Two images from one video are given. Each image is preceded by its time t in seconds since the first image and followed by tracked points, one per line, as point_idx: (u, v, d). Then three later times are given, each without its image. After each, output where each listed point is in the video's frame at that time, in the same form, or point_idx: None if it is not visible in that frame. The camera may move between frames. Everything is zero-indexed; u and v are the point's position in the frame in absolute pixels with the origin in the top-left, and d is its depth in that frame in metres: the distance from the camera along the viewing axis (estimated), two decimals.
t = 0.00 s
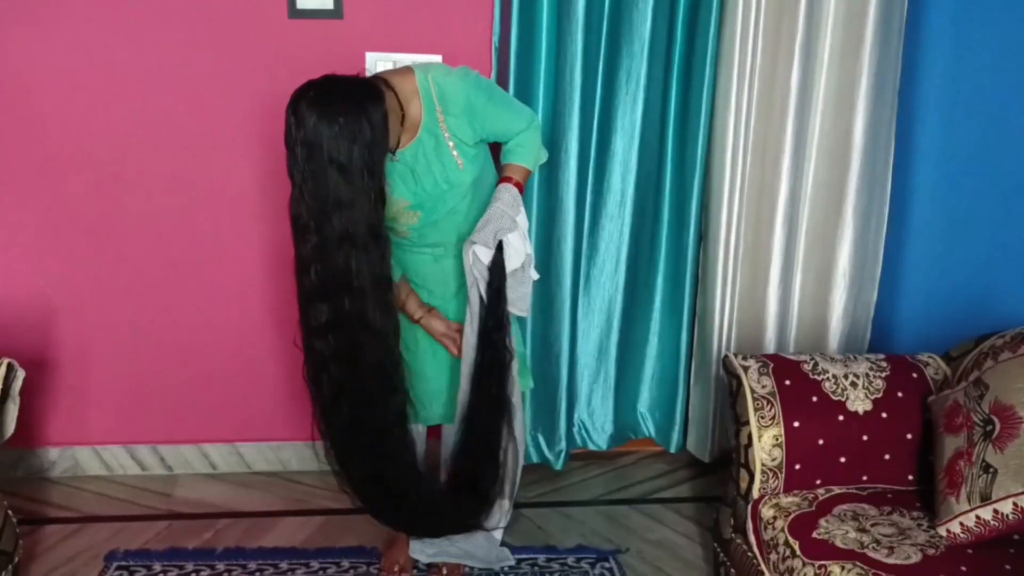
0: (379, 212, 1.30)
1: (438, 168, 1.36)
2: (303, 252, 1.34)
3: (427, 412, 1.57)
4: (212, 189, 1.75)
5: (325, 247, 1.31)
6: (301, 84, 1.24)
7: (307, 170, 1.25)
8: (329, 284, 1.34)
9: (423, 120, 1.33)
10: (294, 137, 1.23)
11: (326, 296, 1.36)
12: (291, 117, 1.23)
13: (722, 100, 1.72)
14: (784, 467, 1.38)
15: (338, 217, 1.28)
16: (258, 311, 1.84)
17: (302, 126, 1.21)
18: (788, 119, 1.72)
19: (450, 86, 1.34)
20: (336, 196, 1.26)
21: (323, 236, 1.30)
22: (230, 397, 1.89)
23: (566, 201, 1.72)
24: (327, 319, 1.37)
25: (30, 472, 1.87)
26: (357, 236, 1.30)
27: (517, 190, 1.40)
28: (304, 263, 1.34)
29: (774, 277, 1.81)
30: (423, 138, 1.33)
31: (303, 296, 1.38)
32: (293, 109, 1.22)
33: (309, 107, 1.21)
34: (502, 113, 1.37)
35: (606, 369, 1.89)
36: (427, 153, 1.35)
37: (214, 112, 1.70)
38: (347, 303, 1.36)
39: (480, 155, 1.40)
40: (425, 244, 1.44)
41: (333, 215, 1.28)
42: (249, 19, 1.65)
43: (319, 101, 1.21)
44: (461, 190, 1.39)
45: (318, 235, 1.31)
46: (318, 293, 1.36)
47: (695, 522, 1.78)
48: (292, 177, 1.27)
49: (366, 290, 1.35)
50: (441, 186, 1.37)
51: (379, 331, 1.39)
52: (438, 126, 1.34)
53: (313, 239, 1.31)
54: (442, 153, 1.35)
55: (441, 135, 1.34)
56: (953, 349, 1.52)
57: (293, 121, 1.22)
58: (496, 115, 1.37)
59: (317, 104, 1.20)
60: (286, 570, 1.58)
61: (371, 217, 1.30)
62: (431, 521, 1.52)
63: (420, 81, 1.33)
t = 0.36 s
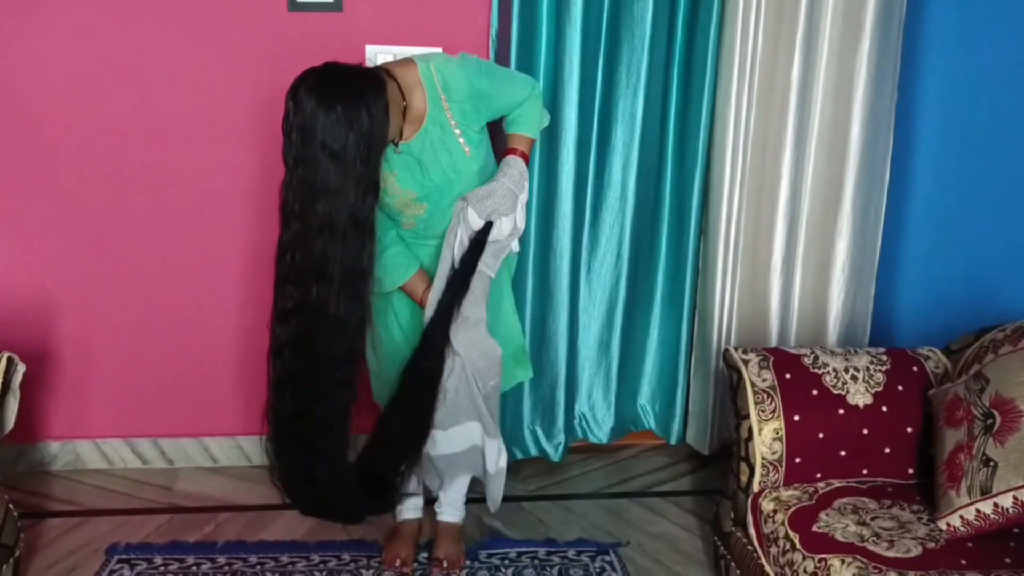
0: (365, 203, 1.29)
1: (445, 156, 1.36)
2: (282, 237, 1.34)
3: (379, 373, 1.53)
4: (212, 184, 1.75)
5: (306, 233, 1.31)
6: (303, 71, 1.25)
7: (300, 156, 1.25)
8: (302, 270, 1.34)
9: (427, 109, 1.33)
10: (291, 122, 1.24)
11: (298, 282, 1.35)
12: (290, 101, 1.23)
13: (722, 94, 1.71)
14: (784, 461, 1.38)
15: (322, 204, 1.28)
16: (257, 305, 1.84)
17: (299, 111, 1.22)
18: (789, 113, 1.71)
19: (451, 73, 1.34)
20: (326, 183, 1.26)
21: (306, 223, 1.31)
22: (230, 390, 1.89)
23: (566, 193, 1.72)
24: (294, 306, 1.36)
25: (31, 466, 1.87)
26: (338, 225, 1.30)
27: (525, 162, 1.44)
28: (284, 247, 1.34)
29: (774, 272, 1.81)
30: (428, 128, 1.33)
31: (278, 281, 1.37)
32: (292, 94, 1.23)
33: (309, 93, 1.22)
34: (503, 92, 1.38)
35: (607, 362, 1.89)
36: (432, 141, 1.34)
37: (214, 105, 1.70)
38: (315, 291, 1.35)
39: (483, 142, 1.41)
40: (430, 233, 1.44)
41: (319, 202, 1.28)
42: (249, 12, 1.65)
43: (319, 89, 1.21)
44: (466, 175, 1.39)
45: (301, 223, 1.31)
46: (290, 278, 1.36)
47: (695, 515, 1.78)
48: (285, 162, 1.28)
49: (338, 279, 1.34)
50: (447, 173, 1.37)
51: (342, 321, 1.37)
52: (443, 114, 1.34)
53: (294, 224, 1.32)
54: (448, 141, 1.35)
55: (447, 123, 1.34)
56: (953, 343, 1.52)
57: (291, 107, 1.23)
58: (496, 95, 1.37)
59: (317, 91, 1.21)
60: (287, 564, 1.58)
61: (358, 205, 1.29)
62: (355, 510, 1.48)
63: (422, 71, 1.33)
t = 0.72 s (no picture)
0: (364, 189, 1.29)
1: (446, 148, 1.35)
2: (281, 223, 1.34)
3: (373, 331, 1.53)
4: (212, 177, 1.75)
5: (305, 219, 1.32)
6: (303, 58, 1.25)
7: (301, 142, 1.25)
8: (298, 254, 1.35)
9: (428, 99, 1.32)
10: (291, 108, 1.24)
11: (294, 267, 1.36)
12: (291, 87, 1.23)
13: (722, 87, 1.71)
14: (783, 454, 1.38)
15: (322, 190, 1.28)
16: (257, 298, 1.84)
17: (300, 97, 1.22)
18: (789, 107, 1.72)
19: (453, 65, 1.34)
20: (326, 169, 1.26)
21: (305, 209, 1.31)
22: (231, 384, 1.89)
23: (565, 186, 1.72)
24: (290, 291, 1.37)
25: (31, 459, 1.87)
26: (336, 210, 1.30)
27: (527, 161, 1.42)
28: (284, 232, 1.35)
29: (776, 265, 1.82)
30: (428, 117, 1.32)
31: (273, 264, 1.38)
32: (292, 81, 1.23)
33: (309, 80, 1.21)
34: (505, 85, 1.37)
35: (606, 355, 1.89)
36: (433, 132, 1.34)
37: (214, 99, 1.70)
38: (312, 277, 1.35)
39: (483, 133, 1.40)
40: (429, 226, 1.44)
41: (317, 186, 1.28)
42: (249, 5, 1.65)
43: (320, 75, 1.21)
44: (466, 167, 1.38)
45: (301, 209, 1.31)
46: (286, 264, 1.36)
47: (694, 508, 1.78)
48: (286, 148, 1.28)
49: (337, 266, 1.35)
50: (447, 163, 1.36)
51: (337, 306, 1.37)
52: (444, 105, 1.33)
53: (293, 211, 1.32)
54: (449, 132, 1.34)
55: (447, 113, 1.34)
56: (953, 336, 1.52)
57: (292, 93, 1.23)
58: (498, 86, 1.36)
59: (317, 78, 1.21)
60: (287, 556, 1.58)
61: (358, 191, 1.29)
62: (327, 491, 1.55)
63: (423, 61, 1.33)
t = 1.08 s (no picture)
0: (372, 180, 1.29)
1: (442, 145, 1.35)
2: (289, 217, 1.34)
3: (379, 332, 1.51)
4: (212, 174, 1.75)
5: (313, 212, 1.32)
6: (302, 51, 1.25)
7: (303, 133, 1.25)
8: (313, 246, 1.34)
9: (426, 96, 1.32)
10: (292, 101, 1.24)
11: (308, 261, 1.36)
12: (291, 80, 1.24)
13: (722, 83, 1.72)
14: (783, 450, 1.39)
15: (328, 181, 1.28)
16: (257, 295, 1.84)
17: (301, 89, 1.22)
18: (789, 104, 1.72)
19: (452, 62, 1.34)
20: (330, 160, 1.26)
21: (311, 202, 1.31)
22: (230, 381, 1.89)
23: (566, 183, 1.72)
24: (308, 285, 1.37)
25: (32, 456, 1.88)
26: (345, 200, 1.30)
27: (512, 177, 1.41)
28: (293, 227, 1.34)
29: (776, 262, 1.82)
30: (425, 114, 1.32)
31: (287, 260, 1.38)
32: (293, 73, 1.23)
33: (309, 71, 1.22)
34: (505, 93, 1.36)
35: (606, 351, 1.89)
36: (429, 128, 1.34)
37: (212, 97, 1.70)
38: (330, 269, 1.36)
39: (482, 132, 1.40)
40: (425, 223, 1.44)
41: (323, 177, 1.28)
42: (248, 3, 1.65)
43: (320, 67, 1.21)
44: (462, 169, 1.38)
45: (307, 201, 1.31)
46: (299, 259, 1.36)
47: (694, 504, 1.79)
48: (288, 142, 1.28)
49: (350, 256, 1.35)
50: (442, 161, 1.36)
51: (356, 297, 1.38)
52: (442, 101, 1.33)
53: (300, 204, 1.32)
54: (446, 130, 1.34)
55: (445, 110, 1.34)
56: (952, 332, 1.52)
57: (292, 85, 1.23)
58: (500, 95, 1.35)
59: (317, 69, 1.21)
60: (287, 553, 1.58)
61: (364, 182, 1.29)
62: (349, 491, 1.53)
63: (423, 57, 1.33)
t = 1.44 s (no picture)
0: (376, 176, 1.29)
1: (438, 144, 1.36)
2: (300, 215, 1.35)
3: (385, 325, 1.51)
4: (212, 176, 1.75)
5: (323, 209, 1.32)
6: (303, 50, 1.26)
7: (306, 131, 1.26)
8: (326, 245, 1.35)
9: (422, 96, 1.33)
10: (292, 99, 1.25)
11: (324, 259, 1.36)
12: (292, 79, 1.24)
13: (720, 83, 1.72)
14: (783, 448, 1.39)
15: (334, 178, 1.29)
16: (257, 297, 1.84)
17: (301, 88, 1.23)
18: (787, 104, 1.72)
19: (450, 61, 1.34)
20: (334, 157, 1.26)
21: (320, 200, 1.31)
22: (231, 383, 1.90)
23: (565, 184, 1.72)
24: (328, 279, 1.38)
25: (34, 458, 1.88)
26: (352, 198, 1.30)
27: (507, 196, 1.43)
28: (306, 225, 1.35)
29: (774, 260, 1.82)
30: (422, 114, 1.33)
31: (304, 258, 1.39)
32: (293, 72, 1.24)
33: (309, 69, 1.22)
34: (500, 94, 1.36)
35: (606, 350, 1.90)
36: (426, 128, 1.34)
37: (212, 99, 1.70)
38: (347, 265, 1.36)
39: (479, 131, 1.40)
40: (423, 223, 1.45)
41: (330, 175, 1.29)
42: (247, 5, 1.65)
43: (319, 65, 1.22)
44: (458, 166, 1.38)
45: (316, 199, 1.32)
46: (314, 257, 1.37)
47: (694, 503, 1.79)
48: (292, 140, 1.28)
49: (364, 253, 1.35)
50: (438, 159, 1.37)
51: (378, 290, 1.38)
52: (439, 101, 1.33)
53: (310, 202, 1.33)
54: (442, 130, 1.35)
55: (442, 110, 1.34)
56: (950, 330, 1.53)
57: (293, 83, 1.24)
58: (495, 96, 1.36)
59: (316, 67, 1.22)
60: (289, 554, 1.59)
61: (369, 180, 1.29)
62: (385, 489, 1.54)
63: (421, 57, 1.33)
